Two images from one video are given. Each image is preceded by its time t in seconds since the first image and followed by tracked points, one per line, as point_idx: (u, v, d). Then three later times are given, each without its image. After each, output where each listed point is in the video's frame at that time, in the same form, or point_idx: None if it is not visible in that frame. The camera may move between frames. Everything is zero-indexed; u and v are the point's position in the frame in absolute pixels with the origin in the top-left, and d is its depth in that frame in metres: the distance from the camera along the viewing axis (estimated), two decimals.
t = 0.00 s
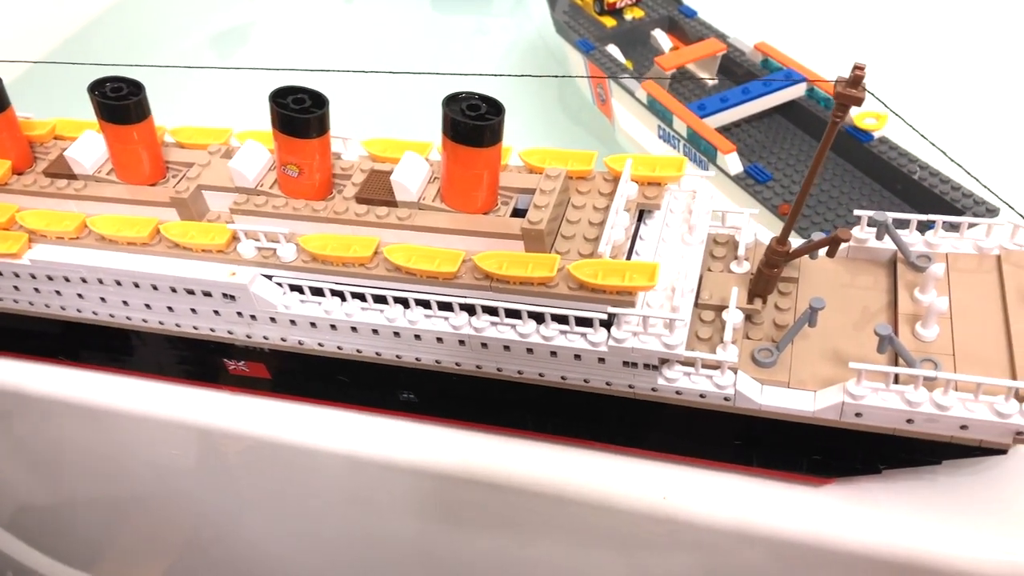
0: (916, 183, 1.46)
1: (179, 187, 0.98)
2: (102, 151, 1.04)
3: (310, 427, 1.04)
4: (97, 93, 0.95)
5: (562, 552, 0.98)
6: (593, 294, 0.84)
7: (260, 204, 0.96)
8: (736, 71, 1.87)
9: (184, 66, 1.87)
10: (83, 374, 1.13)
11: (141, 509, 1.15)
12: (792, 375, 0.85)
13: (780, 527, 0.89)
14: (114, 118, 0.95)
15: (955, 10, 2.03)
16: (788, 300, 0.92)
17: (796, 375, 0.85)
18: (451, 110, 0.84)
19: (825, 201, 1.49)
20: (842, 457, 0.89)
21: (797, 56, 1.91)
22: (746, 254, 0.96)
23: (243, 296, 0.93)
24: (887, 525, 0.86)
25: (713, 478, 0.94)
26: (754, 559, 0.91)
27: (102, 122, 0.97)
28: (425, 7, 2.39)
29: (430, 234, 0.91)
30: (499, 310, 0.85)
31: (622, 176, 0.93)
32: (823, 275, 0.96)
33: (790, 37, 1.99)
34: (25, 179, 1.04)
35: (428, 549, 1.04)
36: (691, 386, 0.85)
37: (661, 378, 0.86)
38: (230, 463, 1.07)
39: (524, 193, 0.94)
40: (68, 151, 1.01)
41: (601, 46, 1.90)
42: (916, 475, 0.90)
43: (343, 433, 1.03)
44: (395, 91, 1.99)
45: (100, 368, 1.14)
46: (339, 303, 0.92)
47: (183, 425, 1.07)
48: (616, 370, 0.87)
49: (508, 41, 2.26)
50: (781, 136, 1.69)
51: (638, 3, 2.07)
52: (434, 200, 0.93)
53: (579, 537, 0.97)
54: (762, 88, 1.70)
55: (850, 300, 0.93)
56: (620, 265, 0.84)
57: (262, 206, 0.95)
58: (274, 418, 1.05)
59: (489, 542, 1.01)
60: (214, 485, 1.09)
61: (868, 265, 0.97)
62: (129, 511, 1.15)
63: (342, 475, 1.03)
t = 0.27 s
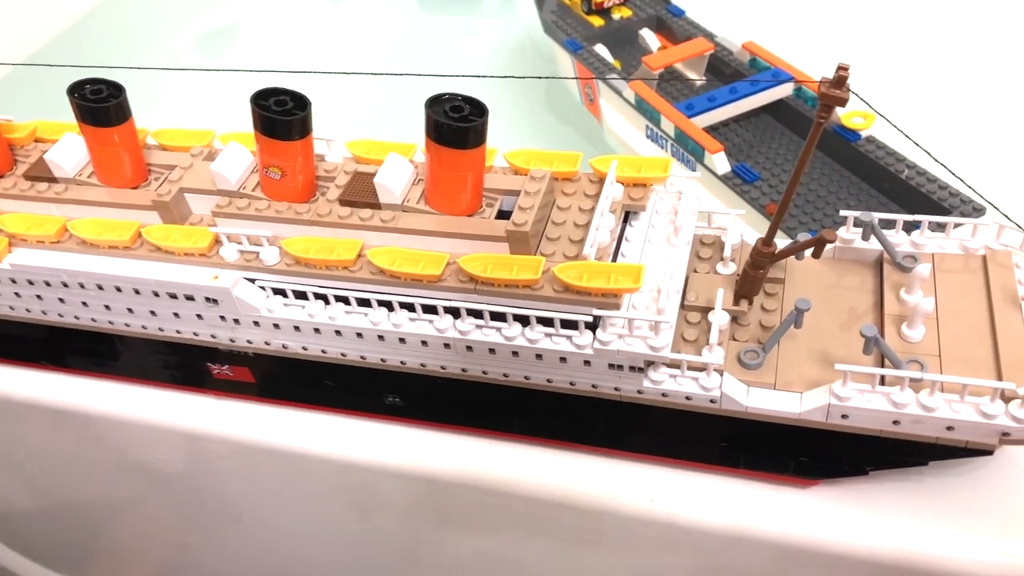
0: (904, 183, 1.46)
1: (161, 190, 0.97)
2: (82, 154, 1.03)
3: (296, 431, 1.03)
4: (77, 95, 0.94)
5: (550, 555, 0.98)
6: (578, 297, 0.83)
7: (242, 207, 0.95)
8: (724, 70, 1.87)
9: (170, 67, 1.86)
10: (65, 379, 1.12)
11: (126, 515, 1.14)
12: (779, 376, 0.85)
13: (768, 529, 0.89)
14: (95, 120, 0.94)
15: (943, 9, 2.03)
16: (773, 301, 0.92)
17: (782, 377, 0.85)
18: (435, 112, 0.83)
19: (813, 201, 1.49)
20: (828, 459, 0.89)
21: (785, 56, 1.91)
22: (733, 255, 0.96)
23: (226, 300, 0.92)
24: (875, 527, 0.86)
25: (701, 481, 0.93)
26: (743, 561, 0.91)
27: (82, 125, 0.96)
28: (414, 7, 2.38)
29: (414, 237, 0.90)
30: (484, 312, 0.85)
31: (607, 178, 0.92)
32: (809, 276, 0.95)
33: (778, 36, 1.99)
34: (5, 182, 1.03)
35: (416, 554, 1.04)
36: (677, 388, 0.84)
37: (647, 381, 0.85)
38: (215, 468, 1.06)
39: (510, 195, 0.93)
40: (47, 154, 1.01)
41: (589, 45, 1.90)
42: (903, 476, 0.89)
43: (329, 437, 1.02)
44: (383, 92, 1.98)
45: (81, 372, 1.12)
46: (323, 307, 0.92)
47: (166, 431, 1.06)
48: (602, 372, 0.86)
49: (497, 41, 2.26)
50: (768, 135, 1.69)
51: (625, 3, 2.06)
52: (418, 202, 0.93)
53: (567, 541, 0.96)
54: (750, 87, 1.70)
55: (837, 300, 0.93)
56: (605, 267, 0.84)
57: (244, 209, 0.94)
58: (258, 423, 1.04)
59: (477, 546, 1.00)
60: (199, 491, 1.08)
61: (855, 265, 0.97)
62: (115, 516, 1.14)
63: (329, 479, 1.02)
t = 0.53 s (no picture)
0: (893, 182, 1.46)
1: (142, 191, 0.96)
2: (63, 154, 1.02)
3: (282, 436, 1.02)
4: (56, 94, 0.93)
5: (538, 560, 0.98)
6: (564, 297, 0.82)
7: (225, 208, 0.94)
8: (713, 69, 1.87)
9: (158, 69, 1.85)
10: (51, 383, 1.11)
11: (110, 519, 1.13)
12: (766, 377, 0.84)
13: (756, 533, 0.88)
14: (75, 120, 0.93)
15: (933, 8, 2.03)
16: (761, 301, 0.91)
17: (770, 379, 0.84)
18: (418, 111, 0.83)
19: (802, 200, 1.49)
20: (815, 460, 0.89)
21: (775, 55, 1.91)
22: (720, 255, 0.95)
23: (208, 302, 0.91)
24: (863, 529, 0.86)
25: (689, 483, 0.93)
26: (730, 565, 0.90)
27: (62, 125, 0.94)
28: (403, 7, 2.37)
29: (398, 237, 0.89)
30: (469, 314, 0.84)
31: (593, 178, 0.92)
32: (798, 276, 0.95)
33: (768, 35, 1.99)
34: None
35: (404, 558, 1.03)
36: (664, 390, 0.84)
37: (634, 382, 0.84)
38: (201, 473, 1.06)
39: (495, 195, 0.93)
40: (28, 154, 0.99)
41: (578, 45, 1.89)
42: (890, 478, 0.89)
43: (316, 442, 1.01)
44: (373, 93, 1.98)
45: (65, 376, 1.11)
46: (306, 309, 0.91)
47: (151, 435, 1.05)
48: (588, 374, 0.86)
49: (486, 40, 2.25)
50: (757, 134, 1.70)
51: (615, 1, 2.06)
52: (403, 202, 0.92)
53: (554, 545, 0.96)
54: (738, 86, 1.70)
55: (825, 300, 0.92)
56: (591, 267, 0.83)
57: (226, 210, 0.93)
58: (244, 427, 1.04)
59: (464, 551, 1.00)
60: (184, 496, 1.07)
61: (843, 265, 0.97)
62: (99, 521, 1.13)
63: (315, 484, 1.01)
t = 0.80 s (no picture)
0: (882, 184, 1.46)
1: (126, 199, 0.95)
2: (46, 162, 1.01)
3: (275, 448, 1.04)
4: (38, 102, 0.92)
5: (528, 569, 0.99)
6: (551, 306, 0.82)
7: (208, 215, 0.93)
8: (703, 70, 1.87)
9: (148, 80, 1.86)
10: (44, 394, 1.12)
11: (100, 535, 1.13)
12: (754, 385, 0.84)
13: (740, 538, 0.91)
14: (56, 127, 0.92)
15: (923, 9, 2.04)
16: (749, 307, 0.91)
17: (758, 387, 0.84)
18: (403, 118, 0.82)
19: (791, 202, 1.49)
20: (802, 467, 0.89)
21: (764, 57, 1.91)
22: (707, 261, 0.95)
23: (192, 311, 0.91)
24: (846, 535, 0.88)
25: (676, 491, 0.95)
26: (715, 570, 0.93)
27: (43, 132, 0.94)
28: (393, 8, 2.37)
29: (385, 244, 0.89)
30: (455, 322, 0.84)
31: (581, 183, 0.92)
32: (787, 282, 0.94)
33: (756, 37, 2.00)
34: None
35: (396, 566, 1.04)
36: (652, 398, 0.84)
37: (621, 391, 0.84)
38: (195, 485, 1.07)
39: (481, 201, 0.92)
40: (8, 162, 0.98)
41: (567, 46, 1.88)
42: (874, 486, 0.91)
43: (309, 454, 1.03)
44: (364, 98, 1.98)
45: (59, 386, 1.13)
46: (292, 317, 0.90)
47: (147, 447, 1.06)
48: (576, 382, 0.86)
49: (476, 42, 2.25)
50: (744, 135, 1.72)
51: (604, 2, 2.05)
52: (389, 209, 0.91)
53: (546, 551, 0.97)
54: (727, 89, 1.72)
55: (815, 306, 0.92)
56: (578, 275, 0.83)
57: (210, 217, 0.92)
58: (237, 439, 1.05)
59: (456, 562, 1.01)
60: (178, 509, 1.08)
61: (830, 270, 0.96)
62: (85, 531, 1.13)
63: (309, 495, 1.03)
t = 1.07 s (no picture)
0: (874, 185, 1.67)
1: (111, 208, 1.11)
2: (27, 171, 1.18)
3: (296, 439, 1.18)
4: (19, 109, 1.08)
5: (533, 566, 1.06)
6: (540, 313, 0.99)
7: (193, 224, 1.10)
8: (694, 72, 1.90)
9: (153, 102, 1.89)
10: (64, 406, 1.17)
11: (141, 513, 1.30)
12: (744, 394, 1.07)
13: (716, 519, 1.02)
14: (37, 133, 1.08)
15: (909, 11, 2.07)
16: (739, 312, 1.16)
17: (745, 393, 1.08)
18: (389, 127, 0.98)
19: (776, 211, 1.68)
20: (790, 477, 1.15)
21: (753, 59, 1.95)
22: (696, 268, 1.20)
23: (178, 321, 1.08)
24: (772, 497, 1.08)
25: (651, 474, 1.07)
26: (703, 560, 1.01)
27: (25, 138, 1.10)
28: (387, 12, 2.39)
29: (365, 251, 1.06)
30: (444, 331, 1.01)
31: (568, 192, 1.10)
32: (771, 290, 1.21)
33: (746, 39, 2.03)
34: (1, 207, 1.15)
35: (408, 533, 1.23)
36: (642, 406, 1.05)
37: (612, 400, 1.05)
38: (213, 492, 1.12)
39: (467, 208, 1.09)
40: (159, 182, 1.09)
41: (558, 49, 1.89)
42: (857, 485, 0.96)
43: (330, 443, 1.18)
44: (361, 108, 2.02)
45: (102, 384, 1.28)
46: (340, 335, 1.07)
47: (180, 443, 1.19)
48: (565, 392, 1.06)
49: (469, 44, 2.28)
50: (733, 136, 1.79)
51: (595, 4, 2.08)
52: (373, 216, 1.09)
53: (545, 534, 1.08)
54: (717, 91, 1.77)
55: (806, 312, 1.18)
56: (566, 285, 1.00)
57: (194, 226, 1.10)
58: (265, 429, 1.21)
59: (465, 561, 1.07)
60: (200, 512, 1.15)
61: (821, 274, 1.23)
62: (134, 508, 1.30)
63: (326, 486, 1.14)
